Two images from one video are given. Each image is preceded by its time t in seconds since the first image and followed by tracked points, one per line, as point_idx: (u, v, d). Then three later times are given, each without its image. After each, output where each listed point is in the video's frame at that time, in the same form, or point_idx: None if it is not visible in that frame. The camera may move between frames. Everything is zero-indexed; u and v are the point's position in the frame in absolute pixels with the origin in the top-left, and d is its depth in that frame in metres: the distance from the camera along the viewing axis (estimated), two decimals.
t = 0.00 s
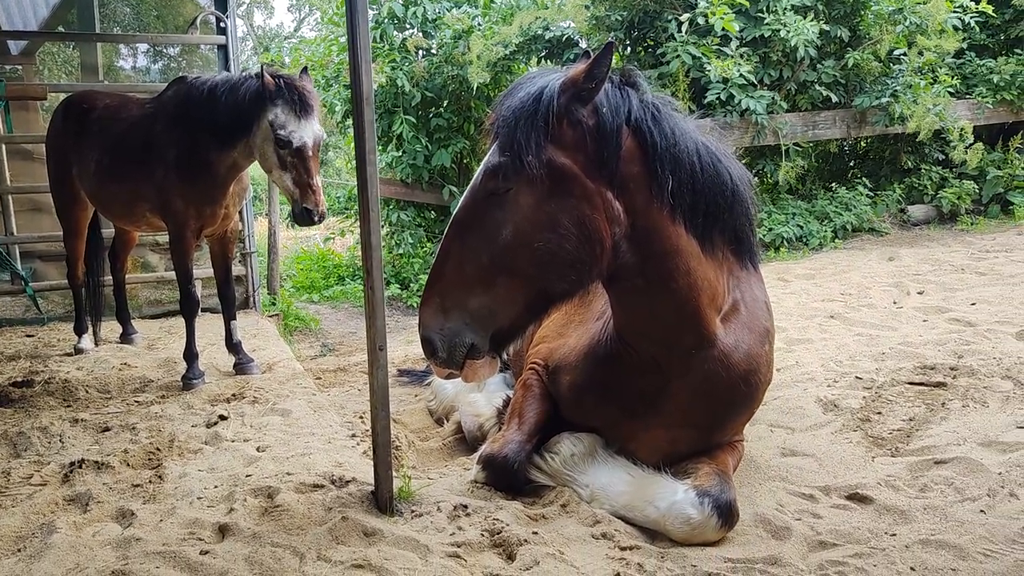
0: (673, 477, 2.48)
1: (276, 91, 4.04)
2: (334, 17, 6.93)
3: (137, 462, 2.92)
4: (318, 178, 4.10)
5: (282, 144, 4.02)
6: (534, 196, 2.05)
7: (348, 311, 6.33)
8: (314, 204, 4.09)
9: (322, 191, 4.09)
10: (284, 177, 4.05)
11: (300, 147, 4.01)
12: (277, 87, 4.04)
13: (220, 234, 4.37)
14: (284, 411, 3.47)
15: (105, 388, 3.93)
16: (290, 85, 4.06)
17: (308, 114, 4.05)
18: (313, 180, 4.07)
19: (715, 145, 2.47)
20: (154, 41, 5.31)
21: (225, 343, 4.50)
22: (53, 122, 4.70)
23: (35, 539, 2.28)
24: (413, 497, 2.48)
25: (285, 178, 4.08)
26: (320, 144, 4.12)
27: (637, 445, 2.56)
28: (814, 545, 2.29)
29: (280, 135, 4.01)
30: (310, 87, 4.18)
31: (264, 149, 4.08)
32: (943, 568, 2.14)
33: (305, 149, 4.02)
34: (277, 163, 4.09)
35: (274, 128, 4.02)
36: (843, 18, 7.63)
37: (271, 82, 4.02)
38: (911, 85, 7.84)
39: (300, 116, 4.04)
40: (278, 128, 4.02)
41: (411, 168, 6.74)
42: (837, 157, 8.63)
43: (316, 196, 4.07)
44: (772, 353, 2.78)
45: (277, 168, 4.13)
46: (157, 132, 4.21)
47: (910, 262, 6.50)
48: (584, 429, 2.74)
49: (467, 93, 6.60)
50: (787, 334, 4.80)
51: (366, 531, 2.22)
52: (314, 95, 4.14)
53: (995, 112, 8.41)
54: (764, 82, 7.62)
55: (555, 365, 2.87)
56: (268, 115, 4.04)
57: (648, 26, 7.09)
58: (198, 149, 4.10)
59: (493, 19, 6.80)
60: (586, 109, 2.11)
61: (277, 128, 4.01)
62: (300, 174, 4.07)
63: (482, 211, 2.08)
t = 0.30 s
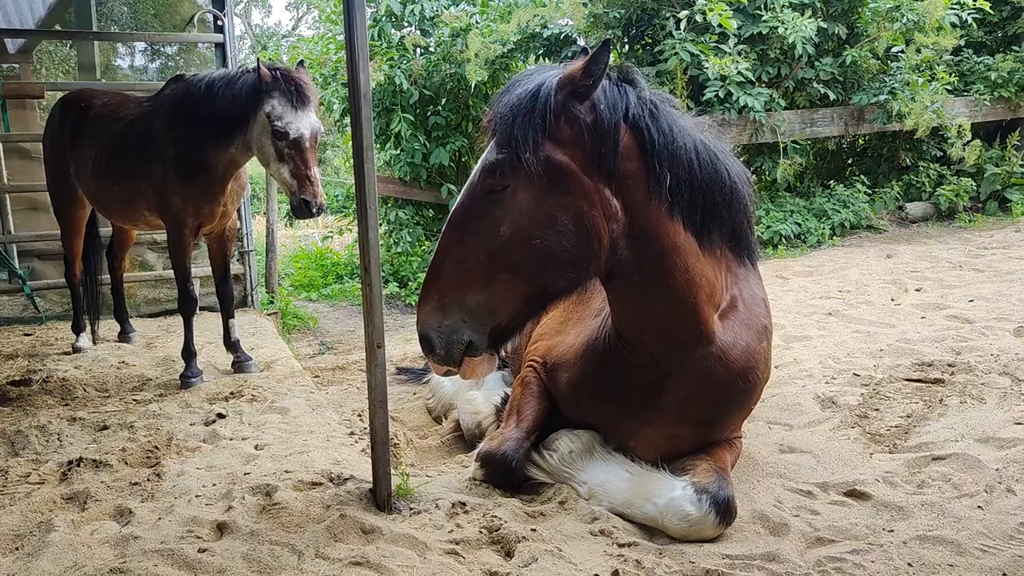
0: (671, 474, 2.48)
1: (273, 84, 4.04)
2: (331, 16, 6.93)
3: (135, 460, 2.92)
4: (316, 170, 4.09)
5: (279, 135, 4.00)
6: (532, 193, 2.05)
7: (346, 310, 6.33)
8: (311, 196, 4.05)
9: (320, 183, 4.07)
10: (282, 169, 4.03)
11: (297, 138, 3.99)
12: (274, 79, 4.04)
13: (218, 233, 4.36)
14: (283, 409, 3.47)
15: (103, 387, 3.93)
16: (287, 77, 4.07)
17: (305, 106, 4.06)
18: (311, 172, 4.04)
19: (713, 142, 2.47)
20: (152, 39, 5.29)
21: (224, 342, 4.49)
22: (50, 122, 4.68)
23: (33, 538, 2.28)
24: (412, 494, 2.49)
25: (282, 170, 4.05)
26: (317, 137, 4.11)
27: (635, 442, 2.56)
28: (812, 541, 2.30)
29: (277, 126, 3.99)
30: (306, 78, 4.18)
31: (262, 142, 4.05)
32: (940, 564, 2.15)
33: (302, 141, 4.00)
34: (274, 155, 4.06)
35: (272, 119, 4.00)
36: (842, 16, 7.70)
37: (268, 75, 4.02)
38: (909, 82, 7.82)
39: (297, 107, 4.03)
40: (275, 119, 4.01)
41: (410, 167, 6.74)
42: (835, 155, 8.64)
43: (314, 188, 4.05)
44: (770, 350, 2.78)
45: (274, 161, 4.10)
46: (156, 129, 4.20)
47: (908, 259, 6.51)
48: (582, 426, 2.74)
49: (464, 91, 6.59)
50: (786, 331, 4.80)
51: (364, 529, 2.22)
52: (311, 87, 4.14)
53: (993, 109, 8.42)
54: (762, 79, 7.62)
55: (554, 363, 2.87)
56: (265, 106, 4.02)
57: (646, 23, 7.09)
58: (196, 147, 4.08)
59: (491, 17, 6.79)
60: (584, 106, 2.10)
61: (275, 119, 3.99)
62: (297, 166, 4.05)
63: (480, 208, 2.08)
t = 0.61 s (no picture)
0: (671, 474, 2.48)
1: (272, 84, 4.03)
2: (330, 15, 6.92)
3: (134, 460, 2.91)
4: (315, 171, 4.07)
5: (278, 135, 3.99)
6: (532, 192, 2.04)
7: (345, 310, 6.32)
8: (310, 196, 4.04)
9: (318, 183, 4.05)
10: (281, 169, 4.02)
11: (296, 138, 3.98)
12: (273, 79, 4.04)
13: (217, 233, 4.35)
14: (282, 409, 3.47)
15: (103, 387, 3.93)
16: (286, 77, 4.06)
17: (304, 106, 4.05)
18: (310, 172, 4.03)
19: (714, 142, 2.46)
20: (150, 39, 5.28)
21: (223, 342, 4.49)
22: (49, 122, 4.68)
23: (32, 538, 2.27)
24: (411, 494, 2.48)
25: (281, 170, 4.04)
26: (316, 137, 4.10)
27: (635, 442, 2.56)
28: (813, 541, 2.29)
29: (276, 125, 3.98)
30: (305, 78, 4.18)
31: (261, 142, 4.04)
32: (941, 564, 2.14)
33: (301, 140, 3.99)
34: (273, 155, 4.05)
35: (270, 119, 3.99)
36: (841, 15, 7.70)
37: (267, 75, 4.02)
38: (908, 81, 7.80)
39: (296, 107, 4.03)
40: (274, 119, 4.00)
41: (409, 166, 6.74)
42: (835, 154, 8.63)
43: (313, 188, 4.04)
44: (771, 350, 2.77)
45: (273, 161, 4.09)
46: (155, 129, 4.20)
47: (908, 258, 6.50)
48: (582, 426, 2.73)
49: (464, 90, 6.58)
50: (786, 331, 4.80)
51: (364, 530, 2.21)
52: (310, 87, 4.13)
53: (993, 108, 8.41)
54: (761, 78, 7.61)
55: (553, 362, 2.87)
56: (264, 106, 4.01)
57: (646, 23, 7.08)
58: (195, 147, 4.08)
59: (490, 16, 6.78)
60: (583, 105, 2.10)
61: (273, 119, 3.99)
62: (296, 166, 4.04)
63: (480, 208, 2.08)
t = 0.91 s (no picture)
0: (672, 474, 2.47)
1: (273, 88, 4.03)
2: (330, 15, 6.92)
3: (135, 461, 2.91)
4: (317, 174, 4.07)
5: (279, 139, 3.99)
6: (533, 192, 2.04)
7: (346, 310, 6.32)
8: (313, 198, 4.04)
9: (321, 187, 4.05)
10: (284, 173, 4.01)
11: (297, 142, 3.97)
12: (273, 83, 4.04)
13: (218, 234, 4.35)
14: (283, 410, 3.47)
15: (103, 387, 3.93)
16: (286, 81, 4.05)
17: (305, 110, 4.05)
18: (312, 175, 4.03)
19: (716, 142, 2.46)
20: (151, 39, 5.28)
21: (224, 342, 4.49)
22: (49, 122, 4.68)
23: (32, 540, 2.27)
24: (412, 495, 2.48)
25: (283, 174, 4.04)
26: (317, 139, 4.10)
27: (636, 442, 2.55)
28: (815, 542, 2.29)
29: (277, 129, 3.98)
30: (306, 82, 4.17)
31: (263, 145, 4.04)
32: (943, 565, 2.14)
33: (302, 143, 3.99)
34: (275, 159, 4.05)
35: (272, 123, 3.99)
36: (841, 14, 7.68)
37: (267, 79, 4.01)
38: (909, 80, 7.79)
39: (297, 110, 4.02)
40: (275, 123, 4.00)
41: (409, 167, 6.74)
42: (836, 154, 8.63)
43: (315, 191, 4.03)
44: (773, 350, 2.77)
45: (275, 165, 4.09)
46: (155, 129, 4.19)
47: (909, 258, 6.49)
48: (583, 426, 2.73)
49: (464, 90, 6.58)
50: (787, 331, 4.79)
51: (365, 531, 2.21)
52: (310, 90, 4.13)
53: (994, 108, 8.40)
54: (762, 78, 7.61)
55: (554, 363, 2.86)
56: (265, 109, 4.01)
57: (646, 23, 7.07)
58: (196, 148, 4.08)
59: (490, 16, 6.78)
60: (584, 105, 2.09)
61: (274, 123, 3.99)
62: (298, 169, 4.04)
63: (481, 208, 2.08)
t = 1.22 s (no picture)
0: (674, 474, 2.47)
1: (276, 89, 4.02)
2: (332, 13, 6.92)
3: (136, 460, 2.91)
4: (319, 176, 4.05)
5: (282, 140, 3.98)
6: (536, 191, 2.03)
7: (347, 309, 6.32)
8: (315, 201, 4.02)
9: (323, 189, 4.04)
10: (286, 175, 4.00)
11: (300, 144, 3.97)
12: (276, 84, 4.03)
13: (219, 232, 4.35)
14: (284, 409, 3.46)
15: (105, 386, 3.93)
16: (289, 83, 4.05)
17: (308, 112, 4.04)
18: (315, 177, 4.01)
19: (719, 141, 2.45)
20: (154, 37, 5.28)
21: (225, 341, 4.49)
22: (51, 119, 4.68)
23: (33, 539, 2.27)
24: (413, 495, 2.47)
25: (286, 176, 4.03)
26: (320, 142, 4.09)
27: (638, 442, 2.54)
28: (817, 543, 2.28)
29: (280, 131, 3.97)
30: (309, 84, 4.16)
31: (266, 147, 4.03)
32: (946, 566, 2.13)
33: (305, 145, 3.98)
34: (278, 160, 4.04)
35: (274, 125, 3.98)
36: (845, 13, 7.65)
37: (270, 81, 4.01)
38: (912, 79, 7.77)
39: (299, 112, 4.02)
40: (278, 125, 3.99)
41: (411, 165, 6.73)
42: (838, 153, 8.61)
43: (318, 193, 4.02)
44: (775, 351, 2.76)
45: (277, 167, 4.07)
46: (157, 128, 4.19)
47: (912, 257, 6.48)
48: (585, 426, 2.73)
49: (466, 89, 6.58)
50: (789, 330, 4.78)
51: (366, 530, 2.21)
52: (313, 92, 4.13)
53: (997, 107, 8.38)
54: (764, 76, 7.60)
55: (556, 362, 2.86)
56: (267, 111, 4.00)
57: (649, 21, 7.06)
58: (197, 147, 4.07)
59: (492, 14, 6.79)
60: (588, 104, 2.08)
61: (277, 125, 3.98)
62: (300, 171, 4.02)
63: (483, 206, 2.07)
